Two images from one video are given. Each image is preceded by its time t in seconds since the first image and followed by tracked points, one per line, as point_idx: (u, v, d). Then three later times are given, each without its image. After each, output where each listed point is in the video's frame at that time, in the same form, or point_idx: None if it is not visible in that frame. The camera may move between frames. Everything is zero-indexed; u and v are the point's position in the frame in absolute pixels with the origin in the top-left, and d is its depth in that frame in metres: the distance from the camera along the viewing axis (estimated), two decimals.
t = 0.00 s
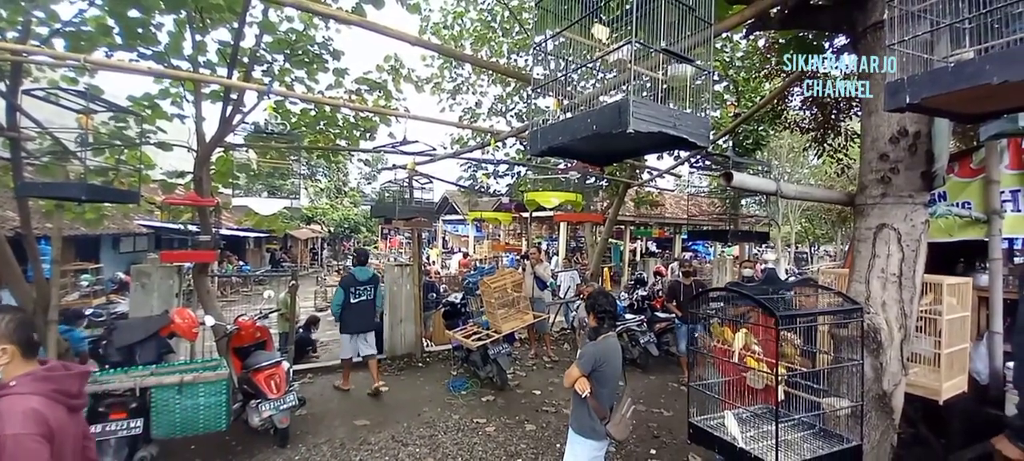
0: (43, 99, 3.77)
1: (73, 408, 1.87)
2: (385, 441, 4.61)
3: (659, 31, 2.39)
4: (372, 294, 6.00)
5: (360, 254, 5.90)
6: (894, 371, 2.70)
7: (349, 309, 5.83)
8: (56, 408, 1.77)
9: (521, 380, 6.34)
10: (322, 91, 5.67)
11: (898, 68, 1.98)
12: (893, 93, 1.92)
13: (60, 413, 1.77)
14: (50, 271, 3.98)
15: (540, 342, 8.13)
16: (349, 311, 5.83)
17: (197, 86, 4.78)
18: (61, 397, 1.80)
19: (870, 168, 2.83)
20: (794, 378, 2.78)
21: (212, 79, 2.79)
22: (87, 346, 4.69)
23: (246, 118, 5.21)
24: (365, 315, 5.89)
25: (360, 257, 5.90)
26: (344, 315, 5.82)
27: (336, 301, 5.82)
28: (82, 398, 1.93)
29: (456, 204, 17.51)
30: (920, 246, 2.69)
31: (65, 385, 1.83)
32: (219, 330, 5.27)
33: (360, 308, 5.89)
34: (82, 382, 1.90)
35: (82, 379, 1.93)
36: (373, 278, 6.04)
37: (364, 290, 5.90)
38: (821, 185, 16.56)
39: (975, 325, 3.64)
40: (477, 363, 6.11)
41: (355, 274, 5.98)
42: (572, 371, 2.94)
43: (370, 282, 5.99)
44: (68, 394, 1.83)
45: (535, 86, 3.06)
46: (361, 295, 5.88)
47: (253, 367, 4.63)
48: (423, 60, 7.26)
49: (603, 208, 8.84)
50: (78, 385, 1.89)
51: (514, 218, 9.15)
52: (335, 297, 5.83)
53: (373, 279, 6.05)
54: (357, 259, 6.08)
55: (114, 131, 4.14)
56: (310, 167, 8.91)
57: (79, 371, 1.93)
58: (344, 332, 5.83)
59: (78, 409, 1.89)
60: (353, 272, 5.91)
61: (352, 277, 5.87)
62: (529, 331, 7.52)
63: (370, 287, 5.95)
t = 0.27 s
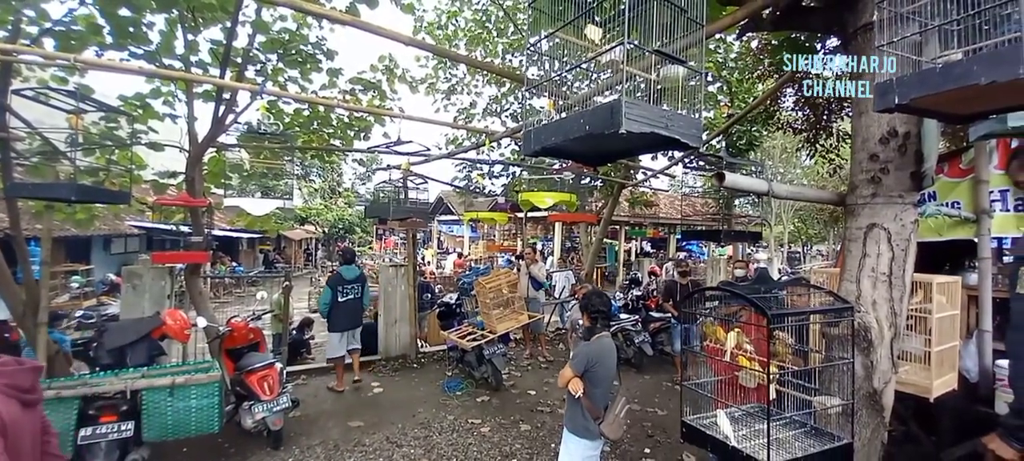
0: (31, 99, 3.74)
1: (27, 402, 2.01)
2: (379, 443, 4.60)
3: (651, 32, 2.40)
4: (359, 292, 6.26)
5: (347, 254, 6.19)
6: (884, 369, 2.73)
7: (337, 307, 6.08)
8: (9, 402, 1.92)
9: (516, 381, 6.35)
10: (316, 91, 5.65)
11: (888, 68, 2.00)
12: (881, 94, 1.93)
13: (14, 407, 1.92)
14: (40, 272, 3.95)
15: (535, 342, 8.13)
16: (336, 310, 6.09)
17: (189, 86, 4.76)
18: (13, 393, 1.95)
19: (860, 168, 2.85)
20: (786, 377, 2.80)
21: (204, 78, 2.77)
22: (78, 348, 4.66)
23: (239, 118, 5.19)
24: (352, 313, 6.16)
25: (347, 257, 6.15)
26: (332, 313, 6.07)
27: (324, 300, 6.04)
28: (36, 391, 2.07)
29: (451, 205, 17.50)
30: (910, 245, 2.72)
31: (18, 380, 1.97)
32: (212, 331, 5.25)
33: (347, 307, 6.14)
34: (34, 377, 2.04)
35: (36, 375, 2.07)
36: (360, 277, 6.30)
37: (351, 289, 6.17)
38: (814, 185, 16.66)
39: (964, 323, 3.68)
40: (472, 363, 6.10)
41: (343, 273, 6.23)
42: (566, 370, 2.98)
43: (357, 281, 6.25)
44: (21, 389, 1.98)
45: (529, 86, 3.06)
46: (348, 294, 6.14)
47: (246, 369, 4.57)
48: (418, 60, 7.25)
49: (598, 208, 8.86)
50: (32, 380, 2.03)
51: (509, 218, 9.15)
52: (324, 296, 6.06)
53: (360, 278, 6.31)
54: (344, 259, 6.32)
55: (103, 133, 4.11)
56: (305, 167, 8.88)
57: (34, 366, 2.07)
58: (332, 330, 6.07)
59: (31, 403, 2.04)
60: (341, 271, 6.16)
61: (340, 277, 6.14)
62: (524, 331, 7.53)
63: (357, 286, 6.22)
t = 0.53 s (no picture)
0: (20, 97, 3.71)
1: None
2: (373, 443, 4.59)
3: (644, 32, 2.41)
4: (351, 291, 6.26)
5: (339, 252, 6.23)
6: (874, 367, 2.75)
7: (331, 306, 6.06)
8: None
9: (510, 380, 6.36)
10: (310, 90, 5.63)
11: (879, 69, 2.01)
12: (872, 95, 1.95)
13: None
14: (30, 272, 3.92)
15: (530, 342, 8.14)
16: (331, 308, 6.06)
17: (181, 84, 4.73)
18: None
19: (852, 168, 2.86)
20: (777, 375, 2.76)
21: (194, 77, 2.76)
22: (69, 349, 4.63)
23: (232, 117, 5.16)
24: (346, 312, 6.15)
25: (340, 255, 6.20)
26: (326, 311, 6.03)
27: (318, 299, 6.02)
28: None
29: (446, 204, 17.50)
30: (900, 245, 2.74)
31: None
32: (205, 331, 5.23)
33: (341, 305, 6.13)
34: None
35: None
36: (353, 276, 6.31)
37: (343, 287, 6.19)
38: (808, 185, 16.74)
39: (955, 322, 3.72)
40: (467, 363, 6.10)
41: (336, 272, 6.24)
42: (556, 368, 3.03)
43: (350, 280, 6.27)
44: None
45: (523, 86, 3.06)
46: (341, 292, 6.15)
47: (239, 369, 4.57)
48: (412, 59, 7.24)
49: (593, 207, 8.88)
50: None
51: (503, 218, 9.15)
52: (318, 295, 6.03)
53: (353, 277, 6.32)
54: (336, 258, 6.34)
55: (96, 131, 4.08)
56: (299, 166, 8.86)
57: None
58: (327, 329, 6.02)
59: None
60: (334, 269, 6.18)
61: (334, 275, 6.14)
62: (519, 330, 7.54)
63: (350, 284, 6.23)
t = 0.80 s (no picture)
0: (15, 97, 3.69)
1: None
2: (372, 444, 4.59)
3: (641, 32, 2.41)
4: (352, 291, 6.28)
5: (341, 252, 6.26)
6: (871, 366, 2.76)
7: (331, 305, 6.10)
8: None
9: (509, 381, 6.36)
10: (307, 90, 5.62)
11: (874, 69, 2.02)
12: (867, 95, 1.96)
13: None
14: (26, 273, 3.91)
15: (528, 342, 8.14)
16: (330, 306, 6.09)
17: (178, 85, 4.72)
18: None
19: (848, 168, 2.87)
20: (775, 374, 2.79)
21: (191, 77, 2.75)
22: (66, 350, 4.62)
23: (229, 117, 5.15)
24: (344, 312, 6.18)
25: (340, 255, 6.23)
26: (325, 310, 6.06)
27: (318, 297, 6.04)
28: None
29: (444, 205, 17.49)
30: (896, 244, 2.75)
31: None
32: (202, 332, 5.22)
33: (340, 305, 6.16)
34: None
35: None
36: (354, 276, 6.32)
37: (345, 287, 6.20)
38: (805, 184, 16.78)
39: (951, 321, 3.73)
40: (465, 363, 6.10)
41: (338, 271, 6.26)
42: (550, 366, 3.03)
43: (351, 280, 6.28)
44: None
45: (521, 86, 3.06)
46: (342, 292, 6.16)
47: (236, 370, 4.57)
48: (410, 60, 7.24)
49: (591, 207, 8.89)
50: None
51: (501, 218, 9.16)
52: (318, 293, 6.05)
53: (354, 277, 6.34)
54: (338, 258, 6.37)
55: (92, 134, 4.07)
56: (296, 166, 8.85)
57: None
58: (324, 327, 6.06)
59: None
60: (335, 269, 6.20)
61: (335, 274, 6.16)
62: (517, 331, 7.55)
63: (351, 284, 6.24)
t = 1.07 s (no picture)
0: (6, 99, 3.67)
1: None
2: (366, 447, 4.57)
3: (634, 35, 2.42)
4: (347, 291, 6.30)
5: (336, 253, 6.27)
6: (863, 367, 2.77)
7: (325, 304, 6.19)
8: None
9: (504, 383, 6.35)
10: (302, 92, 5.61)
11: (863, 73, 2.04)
12: (858, 98, 1.97)
13: None
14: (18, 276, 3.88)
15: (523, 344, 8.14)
16: (324, 305, 6.18)
17: (171, 86, 4.70)
18: None
19: (840, 170, 2.89)
20: (769, 374, 2.81)
21: (184, 79, 2.74)
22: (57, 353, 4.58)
23: (223, 119, 5.13)
24: (339, 311, 6.22)
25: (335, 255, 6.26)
26: (319, 308, 6.17)
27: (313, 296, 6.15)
28: None
29: (440, 207, 17.48)
30: (887, 246, 2.76)
31: None
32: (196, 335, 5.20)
33: (335, 304, 6.22)
34: None
35: None
36: (350, 277, 6.32)
37: (339, 287, 6.21)
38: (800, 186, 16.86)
39: (943, 322, 3.76)
40: (461, 366, 6.09)
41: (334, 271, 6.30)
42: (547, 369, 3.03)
43: (347, 280, 6.28)
44: None
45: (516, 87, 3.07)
46: (336, 292, 6.20)
47: (230, 373, 4.55)
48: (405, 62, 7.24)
49: (586, 209, 8.90)
50: None
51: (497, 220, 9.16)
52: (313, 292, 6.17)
53: (350, 277, 6.33)
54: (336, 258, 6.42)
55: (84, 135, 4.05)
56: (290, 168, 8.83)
57: None
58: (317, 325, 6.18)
59: None
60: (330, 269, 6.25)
61: (330, 274, 6.20)
62: (512, 333, 7.55)
63: (346, 284, 6.24)
